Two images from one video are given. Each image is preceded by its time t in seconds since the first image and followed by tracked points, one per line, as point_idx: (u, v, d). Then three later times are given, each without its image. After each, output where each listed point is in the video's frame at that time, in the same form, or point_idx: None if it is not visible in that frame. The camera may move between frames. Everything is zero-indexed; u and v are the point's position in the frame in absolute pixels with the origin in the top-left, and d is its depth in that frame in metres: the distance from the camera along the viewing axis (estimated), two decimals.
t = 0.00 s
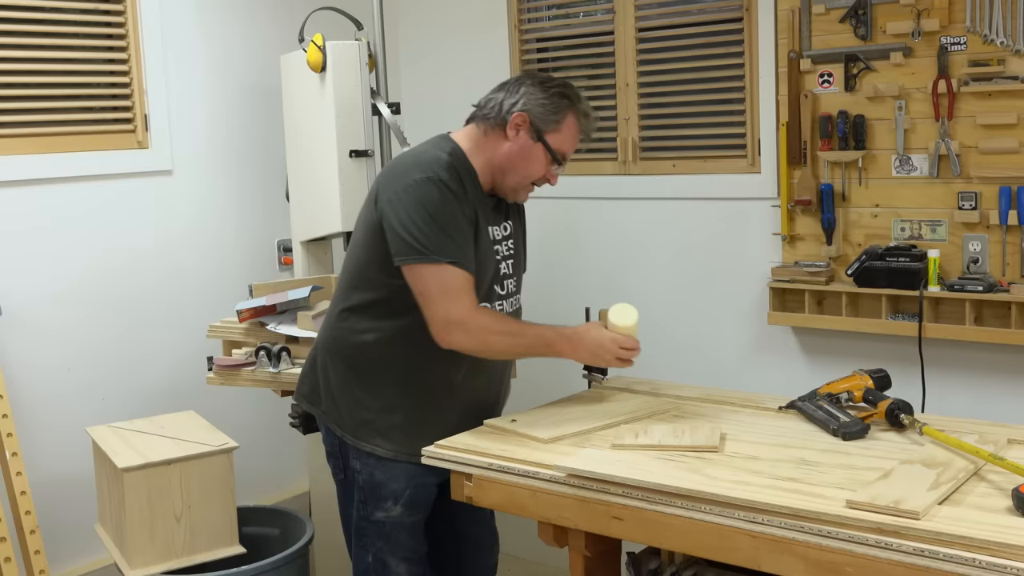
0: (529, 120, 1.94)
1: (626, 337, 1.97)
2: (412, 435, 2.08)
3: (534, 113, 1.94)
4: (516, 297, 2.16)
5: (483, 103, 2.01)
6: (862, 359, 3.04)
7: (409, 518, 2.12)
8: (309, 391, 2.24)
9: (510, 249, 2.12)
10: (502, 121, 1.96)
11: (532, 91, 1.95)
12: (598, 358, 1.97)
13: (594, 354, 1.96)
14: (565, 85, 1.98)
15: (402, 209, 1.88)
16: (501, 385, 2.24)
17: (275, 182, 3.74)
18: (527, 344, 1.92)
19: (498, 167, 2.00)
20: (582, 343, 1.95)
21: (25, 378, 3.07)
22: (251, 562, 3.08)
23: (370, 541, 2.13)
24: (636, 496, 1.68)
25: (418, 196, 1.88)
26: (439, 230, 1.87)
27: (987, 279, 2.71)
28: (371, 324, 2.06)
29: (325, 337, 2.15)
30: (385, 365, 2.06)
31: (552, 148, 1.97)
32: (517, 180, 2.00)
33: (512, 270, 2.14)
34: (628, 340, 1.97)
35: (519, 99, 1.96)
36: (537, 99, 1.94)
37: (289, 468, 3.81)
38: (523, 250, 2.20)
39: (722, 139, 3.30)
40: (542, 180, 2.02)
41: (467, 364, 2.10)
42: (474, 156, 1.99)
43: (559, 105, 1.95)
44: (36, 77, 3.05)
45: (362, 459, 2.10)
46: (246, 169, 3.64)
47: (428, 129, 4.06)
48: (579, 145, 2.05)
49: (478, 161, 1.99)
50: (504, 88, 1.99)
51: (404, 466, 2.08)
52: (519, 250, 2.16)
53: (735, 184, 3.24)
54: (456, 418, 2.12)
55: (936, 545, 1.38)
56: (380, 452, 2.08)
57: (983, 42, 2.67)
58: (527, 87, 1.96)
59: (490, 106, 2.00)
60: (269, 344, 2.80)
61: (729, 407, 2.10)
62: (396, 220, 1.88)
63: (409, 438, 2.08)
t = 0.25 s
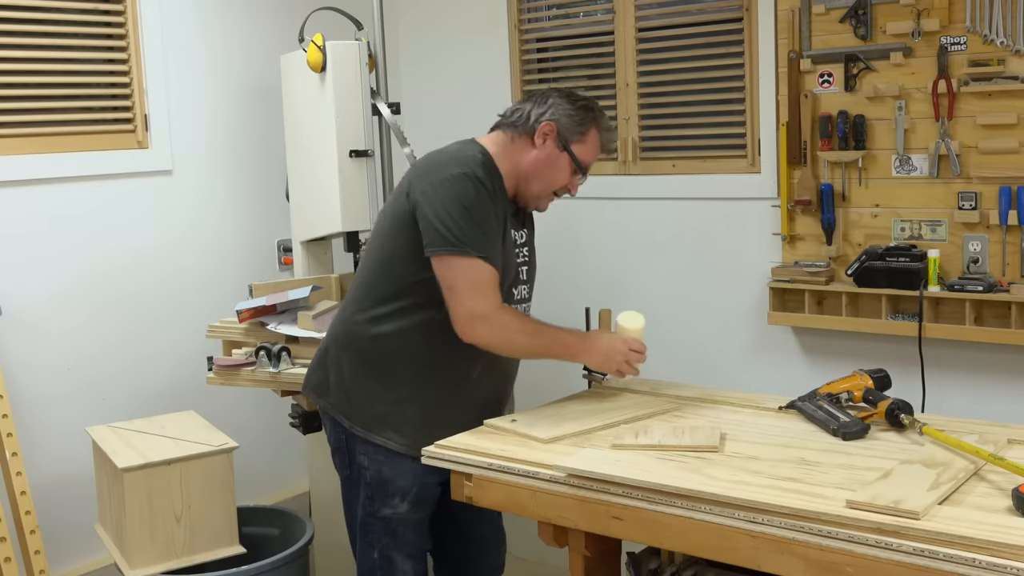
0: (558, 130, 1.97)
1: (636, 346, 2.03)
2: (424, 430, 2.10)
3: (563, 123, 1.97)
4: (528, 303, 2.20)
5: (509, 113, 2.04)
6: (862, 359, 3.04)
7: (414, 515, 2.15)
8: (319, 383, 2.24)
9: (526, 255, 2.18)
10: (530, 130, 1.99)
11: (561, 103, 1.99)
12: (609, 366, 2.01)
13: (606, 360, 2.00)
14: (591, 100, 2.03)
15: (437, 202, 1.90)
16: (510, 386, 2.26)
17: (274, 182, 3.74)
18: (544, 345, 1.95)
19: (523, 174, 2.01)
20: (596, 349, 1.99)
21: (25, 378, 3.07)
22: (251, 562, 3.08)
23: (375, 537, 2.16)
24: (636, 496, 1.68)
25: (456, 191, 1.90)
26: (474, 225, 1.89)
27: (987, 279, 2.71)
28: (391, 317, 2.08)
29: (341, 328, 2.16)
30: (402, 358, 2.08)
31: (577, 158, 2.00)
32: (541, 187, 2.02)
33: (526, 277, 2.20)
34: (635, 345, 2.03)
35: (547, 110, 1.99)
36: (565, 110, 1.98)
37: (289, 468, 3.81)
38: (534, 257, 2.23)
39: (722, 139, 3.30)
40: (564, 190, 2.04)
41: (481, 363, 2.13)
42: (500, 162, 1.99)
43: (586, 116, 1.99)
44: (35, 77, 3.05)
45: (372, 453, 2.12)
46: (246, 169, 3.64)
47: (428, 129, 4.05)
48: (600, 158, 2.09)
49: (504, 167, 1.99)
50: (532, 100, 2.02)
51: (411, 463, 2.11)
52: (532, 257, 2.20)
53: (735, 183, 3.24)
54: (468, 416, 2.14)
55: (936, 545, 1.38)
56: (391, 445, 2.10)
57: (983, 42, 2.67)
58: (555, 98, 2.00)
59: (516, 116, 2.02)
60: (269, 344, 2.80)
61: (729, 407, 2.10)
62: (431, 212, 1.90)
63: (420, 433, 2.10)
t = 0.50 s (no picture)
0: (569, 133, 1.98)
1: (636, 344, 2.03)
2: (433, 427, 2.11)
3: (574, 127, 1.97)
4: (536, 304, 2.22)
5: (522, 117, 2.04)
6: (862, 359, 3.04)
7: (421, 513, 2.16)
8: (323, 378, 2.22)
9: (535, 257, 2.19)
10: (542, 134, 1.99)
11: (573, 108, 1.99)
12: (609, 365, 2.02)
13: (605, 359, 2.01)
14: (604, 106, 2.03)
15: (452, 197, 1.90)
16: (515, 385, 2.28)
17: (274, 182, 3.74)
18: (546, 343, 1.95)
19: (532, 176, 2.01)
20: (596, 348, 2.00)
21: (24, 378, 3.07)
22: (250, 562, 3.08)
23: (381, 535, 2.16)
24: (636, 496, 1.68)
25: (471, 187, 1.90)
26: (489, 223, 1.89)
27: (987, 279, 2.71)
28: (403, 313, 2.08)
29: (350, 324, 2.15)
30: (413, 356, 2.08)
31: (588, 163, 2.00)
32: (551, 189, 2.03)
33: (535, 278, 2.21)
34: (635, 345, 2.03)
35: (559, 114, 1.99)
36: (577, 115, 1.98)
37: (289, 468, 3.81)
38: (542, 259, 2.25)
39: (723, 139, 3.30)
40: (574, 194, 2.05)
41: (490, 363, 2.14)
42: (512, 164, 2.00)
43: (598, 121, 2.00)
44: (35, 77, 3.05)
45: (380, 450, 2.13)
46: (246, 168, 3.65)
47: (428, 129, 4.05)
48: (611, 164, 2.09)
49: (515, 169, 2.00)
50: (544, 104, 2.03)
51: (418, 461, 2.12)
52: (540, 259, 2.22)
53: (735, 183, 3.24)
54: (476, 414, 2.15)
55: (936, 545, 1.38)
56: (400, 442, 2.10)
57: (983, 42, 2.67)
58: (568, 103, 2.00)
59: (529, 119, 2.02)
60: (269, 344, 2.80)
61: (729, 407, 2.10)
62: (445, 207, 1.89)
63: (429, 431, 2.11)
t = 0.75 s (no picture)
0: (573, 135, 1.98)
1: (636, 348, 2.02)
2: (435, 427, 2.11)
3: (579, 128, 1.97)
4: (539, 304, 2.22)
5: (525, 117, 2.04)
6: (862, 359, 3.04)
7: (423, 513, 2.16)
8: (326, 377, 2.22)
9: (538, 257, 2.19)
10: (545, 134, 1.99)
11: (577, 109, 1.99)
12: (611, 368, 2.01)
13: (606, 361, 2.01)
14: (607, 107, 2.03)
15: (455, 198, 1.89)
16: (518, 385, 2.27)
17: (274, 182, 3.74)
18: (547, 345, 1.95)
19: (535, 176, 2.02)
20: (598, 349, 2.00)
21: (24, 379, 3.07)
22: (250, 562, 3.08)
23: (383, 535, 2.16)
24: (636, 496, 1.68)
25: (474, 188, 1.90)
26: (490, 223, 1.89)
27: (987, 279, 2.71)
28: (405, 313, 2.08)
29: (353, 323, 2.16)
30: (415, 356, 2.08)
31: (591, 163, 2.00)
32: (553, 190, 2.03)
33: (537, 278, 2.21)
34: (635, 348, 2.02)
35: (563, 115, 1.99)
36: (581, 115, 1.98)
37: (289, 468, 3.81)
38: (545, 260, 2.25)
39: (723, 139, 3.30)
40: (576, 195, 2.05)
41: (492, 363, 2.14)
42: (515, 164, 2.00)
43: (602, 123, 2.00)
44: (35, 77, 3.05)
45: (382, 450, 2.13)
46: (246, 169, 3.65)
47: (428, 129, 4.05)
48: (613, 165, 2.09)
49: (519, 169, 2.00)
50: (548, 105, 2.03)
51: (420, 461, 2.12)
52: (543, 260, 2.21)
53: (735, 183, 3.24)
54: (477, 414, 2.15)
55: (936, 545, 1.38)
56: (401, 441, 2.10)
57: (983, 42, 2.67)
58: (571, 104, 2.00)
59: (532, 119, 2.02)
60: (269, 344, 2.80)
61: (729, 407, 2.10)
62: (448, 208, 1.89)
63: (431, 431, 2.11)
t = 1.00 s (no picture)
0: (574, 135, 1.98)
1: (636, 348, 2.02)
2: (435, 427, 2.11)
3: (579, 129, 1.97)
4: (539, 305, 2.22)
5: (526, 116, 2.04)
6: (862, 359, 3.04)
7: (423, 512, 2.16)
8: (326, 376, 2.22)
9: (538, 257, 2.19)
10: (546, 134, 1.99)
11: (578, 109, 1.99)
12: (611, 368, 2.01)
13: (606, 362, 2.00)
14: (608, 107, 2.03)
15: (455, 198, 1.89)
16: (518, 385, 2.27)
17: (274, 181, 3.74)
18: (547, 345, 1.95)
19: (535, 176, 2.01)
20: (598, 349, 2.00)
21: (24, 379, 3.07)
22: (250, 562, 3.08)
23: (384, 534, 2.16)
24: (636, 496, 1.68)
25: (474, 189, 1.90)
26: (490, 225, 1.89)
27: (987, 279, 2.71)
28: (405, 313, 2.08)
29: (354, 324, 2.16)
30: (415, 356, 2.08)
31: (592, 163, 2.00)
32: (553, 189, 2.03)
33: (538, 278, 2.21)
34: (635, 349, 2.02)
35: (564, 115, 1.99)
36: (582, 115, 1.98)
37: (289, 468, 3.81)
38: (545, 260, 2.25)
39: (723, 139, 3.30)
40: (576, 195, 2.05)
41: (492, 363, 2.14)
42: (516, 164, 2.00)
43: (603, 123, 1.99)
44: (35, 77, 3.05)
45: (383, 449, 2.13)
46: (246, 169, 3.64)
47: (428, 129, 4.05)
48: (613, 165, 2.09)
49: (520, 169, 2.00)
50: (550, 105, 2.03)
51: (420, 461, 2.12)
52: (544, 260, 2.21)
53: (735, 183, 3.24)
54: (477, 414, 2.15)
55: (936, 545, 1.38)
56: (402, 441, 2.10)
57: (983, 42, 2.67)
58: (572, 104, 2.00)
59: (533, 119, 2.02)
60: (269, 344, 2.80)
61: (729, 407, 2.10)
62: (448, 209, 1.89)
63: (431, 431, 2.11)
